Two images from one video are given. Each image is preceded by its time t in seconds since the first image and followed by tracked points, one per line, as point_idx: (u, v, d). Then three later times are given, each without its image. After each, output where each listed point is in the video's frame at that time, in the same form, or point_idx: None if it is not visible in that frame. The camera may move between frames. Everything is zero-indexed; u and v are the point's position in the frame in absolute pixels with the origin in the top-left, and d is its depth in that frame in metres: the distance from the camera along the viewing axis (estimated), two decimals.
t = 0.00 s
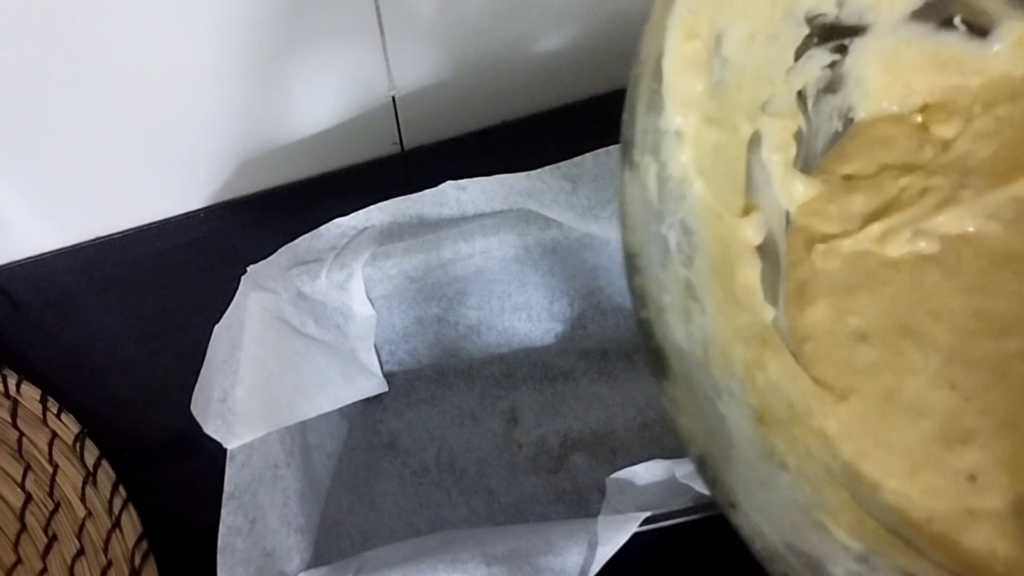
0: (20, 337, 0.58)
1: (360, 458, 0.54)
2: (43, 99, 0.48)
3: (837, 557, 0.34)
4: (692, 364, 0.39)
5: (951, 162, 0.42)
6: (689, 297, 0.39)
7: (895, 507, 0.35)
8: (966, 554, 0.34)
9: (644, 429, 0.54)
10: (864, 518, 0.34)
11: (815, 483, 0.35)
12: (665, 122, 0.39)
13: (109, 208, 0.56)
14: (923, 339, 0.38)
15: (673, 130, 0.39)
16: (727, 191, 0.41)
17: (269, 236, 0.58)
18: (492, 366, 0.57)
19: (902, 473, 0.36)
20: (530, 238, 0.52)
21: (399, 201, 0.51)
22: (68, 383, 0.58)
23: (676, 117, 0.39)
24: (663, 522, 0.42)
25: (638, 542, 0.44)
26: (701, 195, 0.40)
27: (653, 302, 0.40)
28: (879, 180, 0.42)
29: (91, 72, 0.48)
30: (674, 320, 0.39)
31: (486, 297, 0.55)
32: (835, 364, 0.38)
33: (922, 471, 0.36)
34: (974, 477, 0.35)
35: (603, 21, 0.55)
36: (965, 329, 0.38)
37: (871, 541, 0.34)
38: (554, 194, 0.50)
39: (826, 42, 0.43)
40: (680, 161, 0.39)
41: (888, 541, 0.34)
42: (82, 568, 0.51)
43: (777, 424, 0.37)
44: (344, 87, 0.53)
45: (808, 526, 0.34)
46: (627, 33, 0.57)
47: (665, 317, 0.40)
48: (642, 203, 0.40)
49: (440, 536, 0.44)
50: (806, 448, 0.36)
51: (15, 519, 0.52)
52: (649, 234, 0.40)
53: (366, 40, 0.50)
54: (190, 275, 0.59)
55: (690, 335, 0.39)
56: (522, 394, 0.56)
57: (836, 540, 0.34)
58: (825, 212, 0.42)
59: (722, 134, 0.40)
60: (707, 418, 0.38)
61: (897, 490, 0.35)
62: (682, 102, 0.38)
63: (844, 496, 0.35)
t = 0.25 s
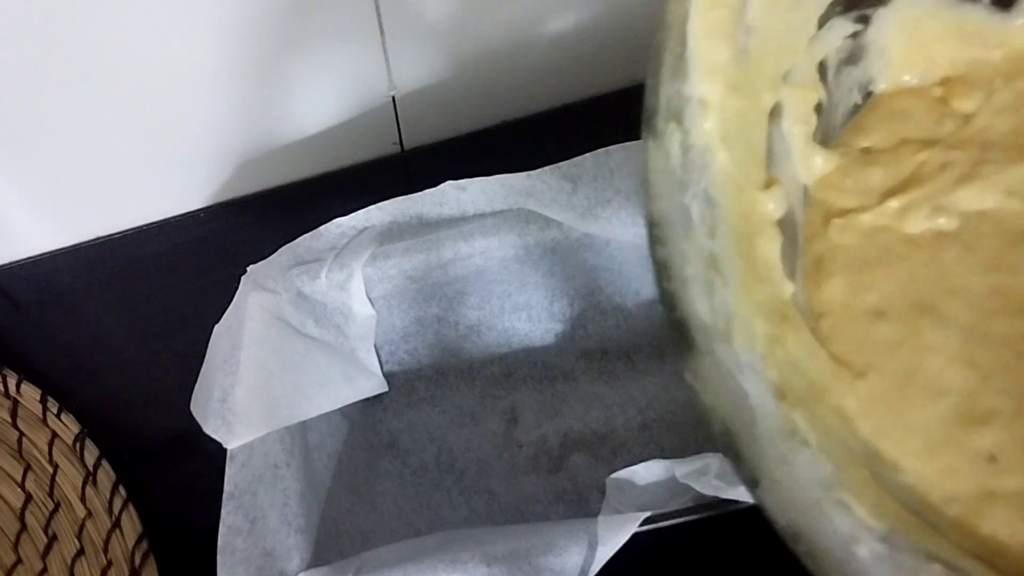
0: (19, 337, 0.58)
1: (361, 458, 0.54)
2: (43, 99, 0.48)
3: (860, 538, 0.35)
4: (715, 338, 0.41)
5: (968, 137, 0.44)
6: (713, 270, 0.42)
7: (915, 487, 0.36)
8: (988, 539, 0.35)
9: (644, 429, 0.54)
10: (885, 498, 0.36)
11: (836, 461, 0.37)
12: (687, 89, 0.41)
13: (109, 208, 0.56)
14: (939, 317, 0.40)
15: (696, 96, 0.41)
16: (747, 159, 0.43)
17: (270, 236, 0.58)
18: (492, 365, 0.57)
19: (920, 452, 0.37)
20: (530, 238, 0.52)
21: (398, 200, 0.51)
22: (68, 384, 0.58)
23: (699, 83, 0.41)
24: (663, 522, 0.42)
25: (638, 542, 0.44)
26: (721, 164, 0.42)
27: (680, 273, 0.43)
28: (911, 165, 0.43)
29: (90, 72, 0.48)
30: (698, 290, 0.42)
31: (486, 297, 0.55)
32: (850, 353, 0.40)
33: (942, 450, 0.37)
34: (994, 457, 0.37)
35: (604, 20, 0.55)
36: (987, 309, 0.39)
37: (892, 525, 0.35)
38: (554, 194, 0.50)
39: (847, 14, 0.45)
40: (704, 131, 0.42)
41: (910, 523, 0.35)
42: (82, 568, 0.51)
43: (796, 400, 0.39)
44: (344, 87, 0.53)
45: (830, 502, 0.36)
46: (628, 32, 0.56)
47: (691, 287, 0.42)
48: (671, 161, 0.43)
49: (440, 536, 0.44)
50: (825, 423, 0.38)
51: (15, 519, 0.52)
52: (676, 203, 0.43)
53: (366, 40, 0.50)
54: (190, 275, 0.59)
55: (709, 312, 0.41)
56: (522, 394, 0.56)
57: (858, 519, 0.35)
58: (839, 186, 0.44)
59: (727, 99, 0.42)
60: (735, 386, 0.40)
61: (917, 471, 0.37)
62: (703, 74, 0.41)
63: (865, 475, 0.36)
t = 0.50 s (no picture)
0: (20, 337, 0.58)
1: (361, 458, 0.54)
2: (43, 99, 0.48)
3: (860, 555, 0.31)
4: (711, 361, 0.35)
5: (966, 167, 0.46)
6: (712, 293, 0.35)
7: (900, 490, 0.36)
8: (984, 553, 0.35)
9: (644, 429, 0.54)
10: (889, 519, 0.32)
11: (839, 486, 0.32)
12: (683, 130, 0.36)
13: (108, 208, 0.56)
14: (941, 339, 0.42)
15: (694, 134, 0.36)
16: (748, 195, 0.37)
17: (270, 235, 0.59)
18: (492, 366, 0.57)
19: (925, 472, 0.37)
20: (530, 238, 0.52)
21: (399, 200, 0.51)
22: (67, 384, 0.58)
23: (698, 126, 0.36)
24: (663, 522, 0.42)
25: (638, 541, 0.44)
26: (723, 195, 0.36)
27: (680, 302, 0.37)
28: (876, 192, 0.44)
29: (91, 72, 0.48)
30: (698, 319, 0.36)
31: (485, 297, 0.55)
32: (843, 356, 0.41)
33: (943, 472, 0.38)
34: (995, 477, 0.38)
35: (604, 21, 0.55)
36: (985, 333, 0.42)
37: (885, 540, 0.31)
38: (554, 194, 0.50)
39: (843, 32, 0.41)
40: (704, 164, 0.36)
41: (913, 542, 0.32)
42: (82, 569, 0.50)
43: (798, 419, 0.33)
44: (342, 87, 0.53)
45: (834, 526, 0.32)
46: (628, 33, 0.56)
47: (691, 317, 0.36)
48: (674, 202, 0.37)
49: (440, 536, 0.44)
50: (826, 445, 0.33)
51: (15, 519, 0.52)
52: (677, 236, 0.37)
53: (366, 40, 0.50)
54: (191, 275, 0.59)
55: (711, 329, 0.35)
56: (522, 394, 0.56)
57: (858, 538, 0.31)
58: (846, 211, 0.45)
59: (751, 159, 0.37)
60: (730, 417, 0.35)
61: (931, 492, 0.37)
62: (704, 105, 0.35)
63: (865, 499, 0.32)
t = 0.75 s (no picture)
0: (20, 337, 0.59)
1: (360, 457, 0.54)
2: (43, 99, 0.48)
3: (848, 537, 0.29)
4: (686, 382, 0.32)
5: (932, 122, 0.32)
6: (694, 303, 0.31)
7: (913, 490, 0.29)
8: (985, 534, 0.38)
9: (642, 428, 0.54)
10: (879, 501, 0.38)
11: (828, 469, 0.30)
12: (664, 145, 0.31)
13: (109, 209, 0.56)
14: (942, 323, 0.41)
15: (674, 151, 0.31)
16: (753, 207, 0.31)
17: (270, 233, 0.59)
18: (491, 365, 0.57)
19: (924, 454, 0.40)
20: (530, 238, 0.52)
21: (398, 197, 0.50)
22: (67, 383, 0.58)
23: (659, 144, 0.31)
24: (663, 522, 0.42)
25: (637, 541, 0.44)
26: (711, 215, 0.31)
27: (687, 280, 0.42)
28: (934, 99, 0.33)
29: (90, 72, 0.47)
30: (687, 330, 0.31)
31: (485, 296, 0.55)
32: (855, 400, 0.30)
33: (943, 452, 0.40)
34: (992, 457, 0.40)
35: (604, 21, 0.55)
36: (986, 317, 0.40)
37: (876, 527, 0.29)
38: (554, 193, 0.50)
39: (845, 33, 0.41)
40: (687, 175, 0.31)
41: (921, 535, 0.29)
42: (82, 568, 0.50)
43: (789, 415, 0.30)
44: (342, 87, 0.53)
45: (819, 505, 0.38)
46: (628, 32, 0.56)
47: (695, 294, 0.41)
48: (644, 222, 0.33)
49: (439, 536, 0.44)
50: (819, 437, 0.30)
51: (15, 519, 0.52)
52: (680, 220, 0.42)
53: (366, 40, 0.50)
54: (190, 276, 0.59)
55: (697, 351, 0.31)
56: (521, 393, 0.56)
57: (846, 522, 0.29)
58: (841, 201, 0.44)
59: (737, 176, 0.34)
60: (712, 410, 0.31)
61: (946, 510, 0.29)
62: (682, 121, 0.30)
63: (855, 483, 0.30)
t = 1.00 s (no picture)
0: (19, 337, 0.58)
1: (360, 456, 0.54)
2: (43, 100, 0.48)
3: (859, 496, 0.33)
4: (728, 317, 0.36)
5: (993, 128, 0.42)
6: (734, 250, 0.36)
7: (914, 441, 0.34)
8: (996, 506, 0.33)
9: (642, 428, 0.54)
10: (899, 465, 0.34)
11: (844, 424, 0.34)
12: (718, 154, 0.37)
13: (108, 208, 0.56)
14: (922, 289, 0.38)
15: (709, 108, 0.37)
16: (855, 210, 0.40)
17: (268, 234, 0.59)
18: (491, 365, 0.57)
19: (936, 422, 0.35)
20: (529, 238, 0.52)
21: (397, 197, 0.51)
22: (66, 383, 0.58)
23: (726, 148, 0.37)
24: (663, 522, 0.42)
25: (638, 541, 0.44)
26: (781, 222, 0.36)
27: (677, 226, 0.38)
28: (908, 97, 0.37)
29: (88, 74, 0.47)
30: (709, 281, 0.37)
31: (484, 296, 0.54)
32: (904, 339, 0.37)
33: (958, 424, 0.35)
34: (1004, 429, 0.34)
35: (603, 22, 0.55)
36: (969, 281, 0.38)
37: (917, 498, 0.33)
38: (554, 193, 0.50)
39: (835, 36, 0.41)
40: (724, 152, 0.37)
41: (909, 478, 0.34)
42: (82, 568, 0.51)
43: (809, 371, 0.34)
44: (342, 88, 0.53)
45: (833, 467, 0.34)
46: (627, 33, 0.56)
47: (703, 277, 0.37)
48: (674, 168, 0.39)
49: (439, 536, 0.44)
50: (843, 395, 0.34)
51: (15, 519, 0.52)
52: (680, 168, 0.38)
53: (366, 41, 0.50)
54: (189, 276, 0.59)
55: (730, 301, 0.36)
56: (521, 392, 0.56)
57: (859, 480, 0.33)
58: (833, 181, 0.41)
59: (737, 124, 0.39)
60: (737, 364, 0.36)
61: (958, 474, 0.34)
62: (737, 134, 0.37)
63: (874, 442, 0.34)
